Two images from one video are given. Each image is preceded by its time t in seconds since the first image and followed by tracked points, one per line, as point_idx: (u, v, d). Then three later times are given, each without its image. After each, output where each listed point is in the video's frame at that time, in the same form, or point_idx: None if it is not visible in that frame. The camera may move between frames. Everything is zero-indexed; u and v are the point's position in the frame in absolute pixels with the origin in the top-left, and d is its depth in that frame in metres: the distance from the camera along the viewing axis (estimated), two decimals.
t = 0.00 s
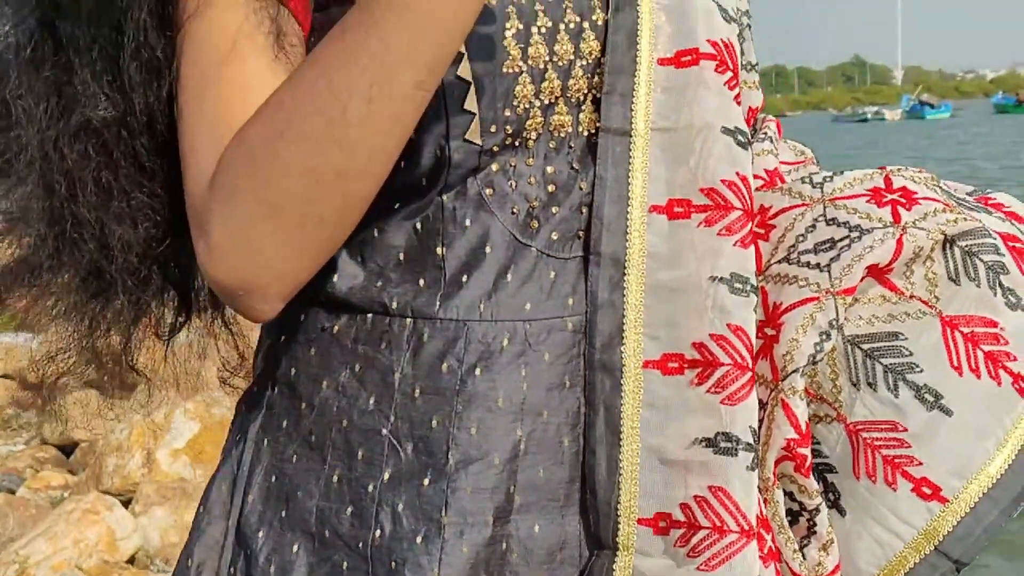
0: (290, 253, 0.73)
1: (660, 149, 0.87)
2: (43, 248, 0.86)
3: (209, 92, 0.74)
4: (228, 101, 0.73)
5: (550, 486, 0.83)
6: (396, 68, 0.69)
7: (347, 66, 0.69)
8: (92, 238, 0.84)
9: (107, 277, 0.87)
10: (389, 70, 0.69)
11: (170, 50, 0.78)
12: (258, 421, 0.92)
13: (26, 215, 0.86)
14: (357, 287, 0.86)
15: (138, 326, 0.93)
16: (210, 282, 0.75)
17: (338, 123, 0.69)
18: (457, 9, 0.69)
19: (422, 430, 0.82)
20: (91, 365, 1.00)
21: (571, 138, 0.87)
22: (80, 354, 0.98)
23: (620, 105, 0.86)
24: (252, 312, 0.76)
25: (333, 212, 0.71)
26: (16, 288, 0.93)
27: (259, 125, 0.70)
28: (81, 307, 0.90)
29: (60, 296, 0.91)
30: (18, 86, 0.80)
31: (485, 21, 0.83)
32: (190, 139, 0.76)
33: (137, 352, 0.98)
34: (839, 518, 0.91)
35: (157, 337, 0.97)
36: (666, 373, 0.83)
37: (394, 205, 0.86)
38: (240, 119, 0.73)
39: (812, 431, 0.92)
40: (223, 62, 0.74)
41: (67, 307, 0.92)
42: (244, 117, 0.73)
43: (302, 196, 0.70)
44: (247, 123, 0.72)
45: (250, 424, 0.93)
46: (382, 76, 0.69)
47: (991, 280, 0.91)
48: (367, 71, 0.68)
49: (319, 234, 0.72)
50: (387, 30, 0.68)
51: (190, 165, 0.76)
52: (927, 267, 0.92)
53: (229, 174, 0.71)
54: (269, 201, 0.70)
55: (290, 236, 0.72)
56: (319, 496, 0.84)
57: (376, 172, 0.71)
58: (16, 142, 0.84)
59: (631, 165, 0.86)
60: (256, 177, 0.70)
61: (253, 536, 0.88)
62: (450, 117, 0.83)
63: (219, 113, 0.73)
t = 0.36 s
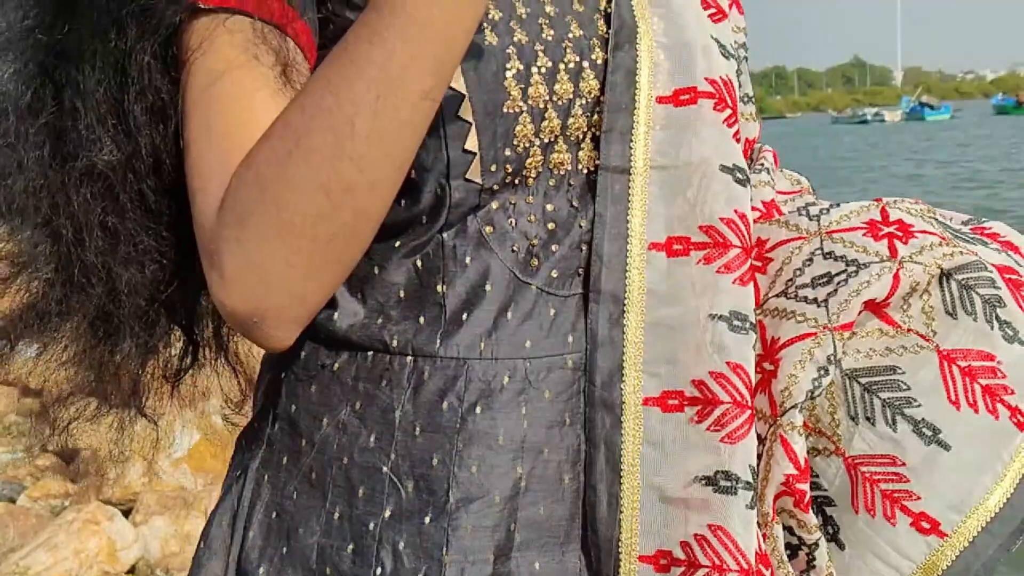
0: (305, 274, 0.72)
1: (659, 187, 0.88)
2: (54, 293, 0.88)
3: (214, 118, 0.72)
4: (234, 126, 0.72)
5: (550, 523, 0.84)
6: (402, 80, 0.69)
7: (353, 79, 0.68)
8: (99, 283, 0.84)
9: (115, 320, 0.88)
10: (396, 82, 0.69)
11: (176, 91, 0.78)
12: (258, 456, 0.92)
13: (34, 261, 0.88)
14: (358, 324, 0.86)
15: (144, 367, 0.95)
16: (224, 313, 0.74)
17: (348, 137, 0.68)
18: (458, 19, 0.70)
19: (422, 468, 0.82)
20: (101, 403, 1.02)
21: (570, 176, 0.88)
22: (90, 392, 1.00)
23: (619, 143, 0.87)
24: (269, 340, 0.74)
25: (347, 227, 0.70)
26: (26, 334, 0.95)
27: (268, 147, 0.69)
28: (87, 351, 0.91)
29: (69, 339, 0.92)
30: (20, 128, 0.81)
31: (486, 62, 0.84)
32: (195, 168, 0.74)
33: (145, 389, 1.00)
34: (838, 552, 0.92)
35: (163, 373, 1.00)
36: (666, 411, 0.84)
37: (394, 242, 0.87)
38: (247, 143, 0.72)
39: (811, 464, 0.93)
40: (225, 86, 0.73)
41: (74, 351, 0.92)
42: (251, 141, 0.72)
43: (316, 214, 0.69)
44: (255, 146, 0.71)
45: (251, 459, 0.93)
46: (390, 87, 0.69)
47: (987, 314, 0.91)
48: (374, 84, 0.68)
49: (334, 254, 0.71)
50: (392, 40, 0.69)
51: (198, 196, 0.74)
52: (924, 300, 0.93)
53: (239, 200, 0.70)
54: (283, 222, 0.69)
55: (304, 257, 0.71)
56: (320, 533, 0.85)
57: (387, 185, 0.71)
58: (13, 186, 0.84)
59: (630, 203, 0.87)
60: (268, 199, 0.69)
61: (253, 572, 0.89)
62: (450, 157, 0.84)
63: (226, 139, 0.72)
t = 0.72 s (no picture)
0: (321, 293, 0.70)
1: (660, 220, 0.89)
2: (60, 332, 0.88)
3: (218, 140, 0.71)
4: (240, 147, 0.70)
5: (551, 555, 0.84)
6: (408, 87, 0.69)
7: (359, 89, 0.68)
8: (105, 321, 0.84)
9: (121, 358, 0.88)
10: (402, 90, 0.68)
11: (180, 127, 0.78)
12: (259, 487, 0.93)
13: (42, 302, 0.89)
14: (359, 356, 0.87)
15: (151, 404, 0.95)
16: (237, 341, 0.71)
17: (357, 148, 0.67)
18: (459, 27, 0.71)
19: (423, 502, 0.82)
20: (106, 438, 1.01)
21: (570, 209, 0.89)
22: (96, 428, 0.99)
23: (619, 176, 0.88)
24: (286, 365, 0.72)
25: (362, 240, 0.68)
26: (34, 374, 0.95)
27: (276, 164, 0.68)
28: (94, 390, 0.91)
29: (74, 379, 0.91)
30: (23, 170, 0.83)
31: (487, 97, 0.84)
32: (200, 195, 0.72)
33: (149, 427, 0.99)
34: None
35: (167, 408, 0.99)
36: (666, 443, 0.85)
37: (394, 275, 0.87)
38: (254, 164, 0.70)
39: (810, 494, 0.94)
40: (228, 108, 0.72)
41: (80, 391, 0.92)
42: (258, 161, 0.70)
43: (329, 228, 0.68)
44: (262, 166, 0.69)
45: (252, 489, 0.94)
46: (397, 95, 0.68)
47: (985, 343, 0.91)
48: (381, 93, 0.68)
49: (349, 268, 0.70)
50: (396, 50, 0.68)
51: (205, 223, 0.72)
52: (920, 330, 0.94)
53: (248, 221, 0.68)
54: (296, 239, 0.68)
55: (319, 275, 0.69)
56: (320, 566, 0.85)
57: (399, 195, 0.70)
58: (18, 222, 0.85)
59: (629, 236, 0.88)
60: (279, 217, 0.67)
61: None
62: (451, 192, 0.84)
63: (232, 162, 0.70)
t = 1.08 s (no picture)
0: (334, 309, 0.71)
1: (659, 255, 0.89)
2: (67, 374, 0.88)
3: (225, 165, 0.71)
4: (246, 171, 0.71)
5: None
6: (411, 101, 0.70)
7: (362, 105, 0.69)
8: (111, 363, 0.84)
9: (125, 400, 0.87)
10: (405, 105, 0.70)
11: (186, 163, 0.79)
12: (258, 521, 0.93)
13: (47, 345, 0.91)
14: (358, 392, 0.87)
15: (156, 447, 0.94)
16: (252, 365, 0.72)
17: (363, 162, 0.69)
18: (456, 40, 0.73)
19: (423, 539, 0.83)
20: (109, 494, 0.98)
21: (569, 244, 0.89)
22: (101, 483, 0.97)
23: (618, 212, 0.89)
24: (302, 386, 0.73)
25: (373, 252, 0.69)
26: (37, 427, 0.95)
27: (284, 184, 0.69)
28: (101, 433, 0.91)
29: (81, 424, 0.91)
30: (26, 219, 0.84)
31: (487, 136, 0.85)
32: (208, 222, 0.73)
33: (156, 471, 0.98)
34: None
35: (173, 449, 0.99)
36: (666, 479, 0.86)
37: (394, 310, 0.87)
38: (261, 187, 0.71)
39: (807, 525, 0.95)
40: (231, 134, 0.72)
41: (86, 436, 0.92)
42: (265, 184, 0.71)
43: (340, 243, 0.69)
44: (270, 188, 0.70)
45: (252, 522, 0.94)
46: (400, 109, 0.70)
47: (981, 376, 0.92)
48: (384, 107, 0.69)
49: (362, 283, 0.71)
50: (396, 63, 0.70)
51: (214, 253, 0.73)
52: (917, 363, 0.93)
53: (259, 243, 0.69)
54: (307, 257, 0.68)
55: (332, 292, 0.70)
56: None
57: (407, 208, 0.71)
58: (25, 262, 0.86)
59: (628, 271, 0.88)
60: (289, 236, 0.68)
61: None
62: (451, 229, 0.84)
63: (239, 187, 0.71)
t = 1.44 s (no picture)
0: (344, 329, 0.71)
1: (657, 290, 0.90)
2: (70, 413, 0.89)
3: (230, 192, 0.72)
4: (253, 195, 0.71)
5: None
6: (414, 115, 0.71)
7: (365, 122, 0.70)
8: (115, 401, 0.85)
9: (128, 436, 0.88)
10: (408, 119, 0.70)
11: (190, 199, 0.80)
12: (257, 554, 0.92)
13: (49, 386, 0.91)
14: (357, 427, 0.86)
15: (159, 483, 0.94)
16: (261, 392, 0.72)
17: (369, 179, 0.69)
18: (456, 52, 0.73)
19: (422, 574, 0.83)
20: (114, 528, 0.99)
21: (568, 278, 0.90)
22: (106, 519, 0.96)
23: (616, 247, 0.89)
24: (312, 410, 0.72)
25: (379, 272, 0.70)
26: (40, 468, 0.95)
27: (291, 205, 0.69)
28: (104, 472, 0.91)
29: (85, 463, 0.91)
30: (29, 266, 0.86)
31: (487, 172, 0.86)
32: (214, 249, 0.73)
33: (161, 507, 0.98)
34: None
35: (178, 484, 0.99)
36: (665, 513, 0.86)
37: (395, 344, 0.88)
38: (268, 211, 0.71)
39: (805, 556, 0.95)
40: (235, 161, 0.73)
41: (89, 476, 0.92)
42: (272, 207, 0.71)
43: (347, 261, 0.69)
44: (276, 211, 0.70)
45: (248, 557, 0.93)
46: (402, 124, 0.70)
47: (977, 409, 0.92)
48: (387, 124, 0.70)
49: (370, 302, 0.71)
50: (397, 79, 0.71)
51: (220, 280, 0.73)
52: (913, 395, 0.94)
53: (266, 266, 0.69)
54: (316, 278, 0.69)
55: (340, 311, 0.70)
56: None
57: (413, 225, 0.71)
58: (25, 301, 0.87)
59: (627, 305, 0.89)
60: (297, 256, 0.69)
61: None
62: (451, 265, 0.85)
63: (245, 213, 0.71)
